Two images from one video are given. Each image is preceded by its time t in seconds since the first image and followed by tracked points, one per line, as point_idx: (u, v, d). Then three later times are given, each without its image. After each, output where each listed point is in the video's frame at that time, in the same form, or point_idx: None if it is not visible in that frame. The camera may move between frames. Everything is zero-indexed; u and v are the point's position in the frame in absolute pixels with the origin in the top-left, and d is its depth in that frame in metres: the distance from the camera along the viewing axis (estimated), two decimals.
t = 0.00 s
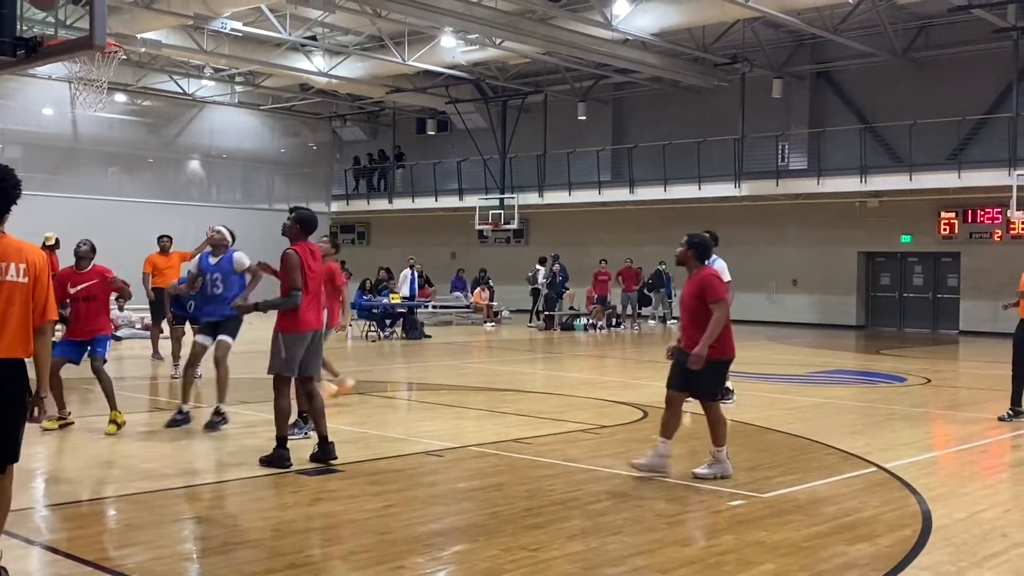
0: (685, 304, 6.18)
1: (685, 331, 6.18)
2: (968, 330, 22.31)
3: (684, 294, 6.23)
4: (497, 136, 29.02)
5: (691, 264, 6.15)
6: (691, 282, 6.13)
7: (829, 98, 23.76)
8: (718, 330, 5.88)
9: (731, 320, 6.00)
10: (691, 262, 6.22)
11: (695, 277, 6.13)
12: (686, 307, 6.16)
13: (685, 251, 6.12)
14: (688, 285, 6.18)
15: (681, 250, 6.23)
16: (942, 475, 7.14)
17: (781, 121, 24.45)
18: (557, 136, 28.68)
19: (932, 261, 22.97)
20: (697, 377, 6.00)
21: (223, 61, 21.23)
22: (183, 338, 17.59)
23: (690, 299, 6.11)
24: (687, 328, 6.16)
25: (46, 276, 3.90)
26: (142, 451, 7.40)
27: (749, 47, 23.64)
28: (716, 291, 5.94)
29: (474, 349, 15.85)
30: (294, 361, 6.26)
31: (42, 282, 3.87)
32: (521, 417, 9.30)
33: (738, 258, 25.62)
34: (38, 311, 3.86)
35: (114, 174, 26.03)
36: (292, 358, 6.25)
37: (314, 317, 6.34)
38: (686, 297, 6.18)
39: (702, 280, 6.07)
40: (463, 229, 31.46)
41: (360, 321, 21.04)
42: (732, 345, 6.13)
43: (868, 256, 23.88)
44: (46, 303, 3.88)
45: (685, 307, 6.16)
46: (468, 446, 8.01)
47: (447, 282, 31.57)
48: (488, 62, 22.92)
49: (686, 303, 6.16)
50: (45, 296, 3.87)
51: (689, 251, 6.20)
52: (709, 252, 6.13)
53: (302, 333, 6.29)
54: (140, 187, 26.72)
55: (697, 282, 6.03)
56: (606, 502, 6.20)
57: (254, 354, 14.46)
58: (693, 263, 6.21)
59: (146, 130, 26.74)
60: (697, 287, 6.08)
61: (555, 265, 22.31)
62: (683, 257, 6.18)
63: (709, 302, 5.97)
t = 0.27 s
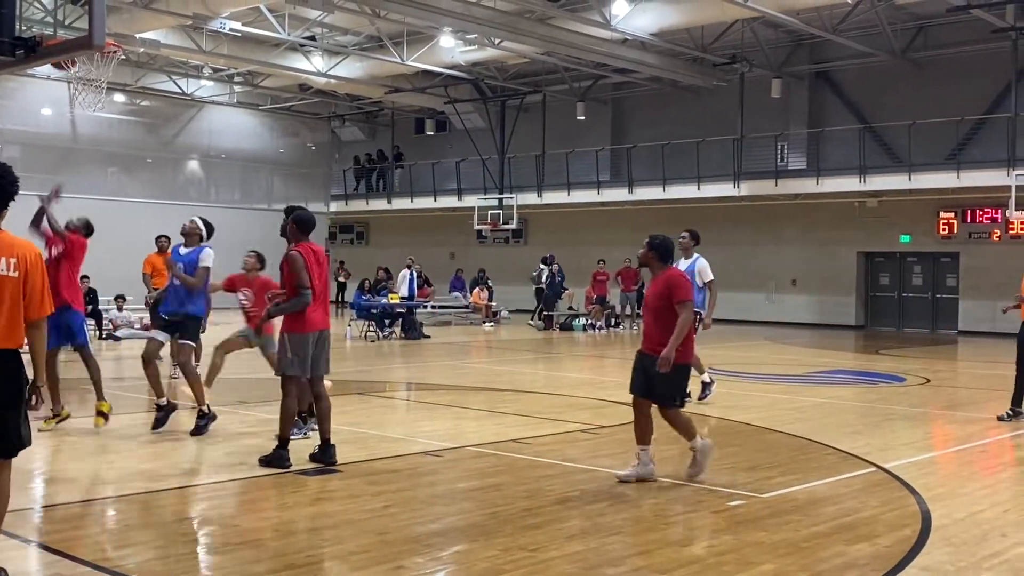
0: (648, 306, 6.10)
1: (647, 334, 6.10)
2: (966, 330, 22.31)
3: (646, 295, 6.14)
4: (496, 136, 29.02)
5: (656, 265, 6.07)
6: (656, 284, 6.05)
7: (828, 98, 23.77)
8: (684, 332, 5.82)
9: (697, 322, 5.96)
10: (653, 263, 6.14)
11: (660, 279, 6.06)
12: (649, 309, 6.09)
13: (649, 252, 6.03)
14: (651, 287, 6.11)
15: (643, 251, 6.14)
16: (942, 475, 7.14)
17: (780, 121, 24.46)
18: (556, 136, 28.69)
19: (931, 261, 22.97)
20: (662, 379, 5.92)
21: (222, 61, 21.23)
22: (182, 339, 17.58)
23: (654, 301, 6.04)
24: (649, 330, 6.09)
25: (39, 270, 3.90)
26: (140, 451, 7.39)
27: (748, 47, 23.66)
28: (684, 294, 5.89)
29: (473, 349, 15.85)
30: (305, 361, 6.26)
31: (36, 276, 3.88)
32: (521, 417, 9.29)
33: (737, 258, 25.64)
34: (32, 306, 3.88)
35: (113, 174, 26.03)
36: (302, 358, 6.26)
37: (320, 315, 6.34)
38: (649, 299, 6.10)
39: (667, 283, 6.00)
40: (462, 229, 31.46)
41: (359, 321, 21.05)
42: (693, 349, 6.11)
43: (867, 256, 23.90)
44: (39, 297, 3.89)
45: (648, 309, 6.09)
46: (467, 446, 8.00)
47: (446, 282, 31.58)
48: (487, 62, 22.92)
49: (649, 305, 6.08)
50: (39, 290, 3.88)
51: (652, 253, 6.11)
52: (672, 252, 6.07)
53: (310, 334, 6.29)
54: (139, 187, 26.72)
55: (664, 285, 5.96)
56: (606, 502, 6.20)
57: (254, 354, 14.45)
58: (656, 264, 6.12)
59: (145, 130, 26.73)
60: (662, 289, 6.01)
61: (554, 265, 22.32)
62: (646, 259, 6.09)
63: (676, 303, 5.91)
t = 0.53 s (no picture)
0: (627, 302, 6.01)
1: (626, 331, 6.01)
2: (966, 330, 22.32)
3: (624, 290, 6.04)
4: (496, 135, 29.01)
5: (637, 261, 5.98)
6: (636, 280, 5.95)
7: (828, 97, 23.78)
8: (673, 329, 5.77)
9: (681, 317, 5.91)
10: (631, 258, 6.04)
11: (640, 274, 5.97)
12: (627, 305, 5.98)
13: (628, 248, 5.93)
14: (630, 283, 6.01)
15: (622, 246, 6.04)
16: (941, 474, 7.14)
17: (779, 120, 24.47)
18: (556, 135, 28.68)
19: (931, 260, 22.97)
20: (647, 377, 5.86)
21: (221, 60, 21.22)
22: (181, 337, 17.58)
23: (634, 297, 5.95)
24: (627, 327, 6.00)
25: (27, 264, 3.94)
26: (140, 450, 7.39)
27: (748, 46, 23.65)
28: (668, 290, 5.82)
29: (473, 348, 15.85)
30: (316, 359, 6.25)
31: (21, 271, 3.91)
32: (521, 416, 9.29)
33: (736, 257, 25.65)
34: (20, 301, 3.92)
35: (113, 173, 26.03)
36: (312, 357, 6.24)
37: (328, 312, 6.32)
38: (628, 294, 6.01)
39: (648, 279, 5.92)
40: (462, 228, 31.46)
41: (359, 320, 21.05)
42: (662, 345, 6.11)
43: (867, 256, 23.91)
44: (26, 293, 3.93)
45: (627, 305, 5.99)
46: (467, 445, 8.00)
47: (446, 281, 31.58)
48: (487, 61, 22.92)
49: (628, 302, 5.98)
50: (25, 284, 3.91)
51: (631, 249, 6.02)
52: (651, 248, 5.98)
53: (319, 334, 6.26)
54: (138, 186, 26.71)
55: (646, 281, 5.87)
56: (605, 501, 6.20)
57: (253, 353, 14.44)
58: (634, 259, 6.03)
59: (145, 128, 26.72)
60: (643, 285, 5.93)
61: (554, 264, 22.33)
62: (625, 255, 5.99)
63: (661, 300, 5.84)
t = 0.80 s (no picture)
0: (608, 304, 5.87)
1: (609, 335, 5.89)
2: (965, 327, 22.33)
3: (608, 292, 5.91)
4: (495, 131, 29.00)
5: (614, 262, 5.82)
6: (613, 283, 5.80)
7: (827, 94, 23.78)
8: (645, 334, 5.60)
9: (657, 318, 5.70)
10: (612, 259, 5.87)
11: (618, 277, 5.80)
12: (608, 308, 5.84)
13: (604, 250, 5.78)
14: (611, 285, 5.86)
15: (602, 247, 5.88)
16: (940, 471, 7.15)
17: (779, 116, 24.47)
18: (555, 132, 28.67)
19: (930, 257, 22.97)
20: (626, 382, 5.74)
21: (221, 56, 21.19)
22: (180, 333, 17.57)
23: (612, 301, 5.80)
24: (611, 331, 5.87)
25: (22, 260, 3.98)
26: (139, 445, 7.39)
27: (748, 43, 23.63)
28: (639, 292, 5.63)
29: (472, 344, 15.86)
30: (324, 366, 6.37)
31: (18, 267, 3.96)
32: (520, 413, 9.29)
33: (736, 254, 25.64)
34: (14, 293, 3.94)
35: (112, 169, 26.01)
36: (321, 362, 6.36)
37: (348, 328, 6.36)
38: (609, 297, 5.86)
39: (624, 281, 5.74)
40: (462, 224, 31.45)
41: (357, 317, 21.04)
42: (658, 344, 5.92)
43: (866, 253, 23.92)
44: (20, 290, 3.97)
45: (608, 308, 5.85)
46: (466, 441, 8.00)
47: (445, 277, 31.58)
48: (486, 57, 22.90)
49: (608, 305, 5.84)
50: (21, 280, 3.96)
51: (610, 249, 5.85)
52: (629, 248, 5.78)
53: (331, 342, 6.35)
54: (138, 182, 26.69)
55: (618, 284, 5.70)
56: (604, 497, 6.20)
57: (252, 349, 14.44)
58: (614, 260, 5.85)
59: (145, 124, 26.68)
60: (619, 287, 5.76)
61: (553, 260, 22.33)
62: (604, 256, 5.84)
63: (630, 304, 5.65)
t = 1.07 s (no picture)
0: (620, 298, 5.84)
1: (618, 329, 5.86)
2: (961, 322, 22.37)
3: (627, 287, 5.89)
4: (493, 125, 28.98)
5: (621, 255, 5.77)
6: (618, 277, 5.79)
7: (825, 89, 23.79)
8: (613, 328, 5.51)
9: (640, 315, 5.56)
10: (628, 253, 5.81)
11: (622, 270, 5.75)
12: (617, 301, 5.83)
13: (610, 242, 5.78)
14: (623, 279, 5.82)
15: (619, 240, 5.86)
16: (936, 465, 7.17)
17: (777, 111, 24.48)
18: (553, 127, 28.67)
19: (926, 252, 22.99)
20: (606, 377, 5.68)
21: (218, 49, 21.15)
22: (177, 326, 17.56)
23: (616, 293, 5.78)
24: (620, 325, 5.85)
25: (14, 254, 3.96)
26: (136, 439, 7.38)
27: (746, 37, 23.63)
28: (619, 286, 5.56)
29: (469, 338, 15.87)
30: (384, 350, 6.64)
31: (9, 259, 3.93)
32: (517, 407, 9.30)
33: (733, 248, 25.65)
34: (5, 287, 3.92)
35: (109, 162, 25.98)
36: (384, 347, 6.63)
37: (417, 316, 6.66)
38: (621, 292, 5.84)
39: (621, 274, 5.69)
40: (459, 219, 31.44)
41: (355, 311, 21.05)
42: (659, 342, 5.68)
43: (863, 248, 23.95)
44: (12, 282, 3.96)
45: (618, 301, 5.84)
46: (463, 435, 8.01)
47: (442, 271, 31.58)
48: (484, 51, 22.88)
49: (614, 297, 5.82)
50: (12, 273, 3.94)
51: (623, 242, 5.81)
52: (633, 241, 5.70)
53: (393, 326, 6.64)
54: (134, 175, 26.64)
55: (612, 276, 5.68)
56: (601, 491, 6.21)
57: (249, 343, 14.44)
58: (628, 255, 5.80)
59: (141, 117, 26.63)
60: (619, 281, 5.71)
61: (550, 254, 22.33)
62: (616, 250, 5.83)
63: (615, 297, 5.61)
